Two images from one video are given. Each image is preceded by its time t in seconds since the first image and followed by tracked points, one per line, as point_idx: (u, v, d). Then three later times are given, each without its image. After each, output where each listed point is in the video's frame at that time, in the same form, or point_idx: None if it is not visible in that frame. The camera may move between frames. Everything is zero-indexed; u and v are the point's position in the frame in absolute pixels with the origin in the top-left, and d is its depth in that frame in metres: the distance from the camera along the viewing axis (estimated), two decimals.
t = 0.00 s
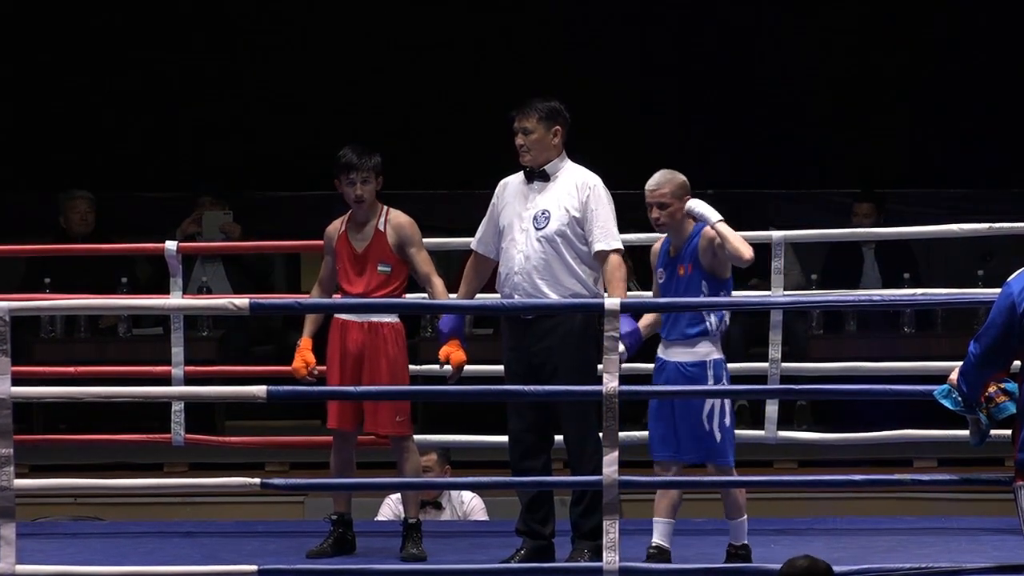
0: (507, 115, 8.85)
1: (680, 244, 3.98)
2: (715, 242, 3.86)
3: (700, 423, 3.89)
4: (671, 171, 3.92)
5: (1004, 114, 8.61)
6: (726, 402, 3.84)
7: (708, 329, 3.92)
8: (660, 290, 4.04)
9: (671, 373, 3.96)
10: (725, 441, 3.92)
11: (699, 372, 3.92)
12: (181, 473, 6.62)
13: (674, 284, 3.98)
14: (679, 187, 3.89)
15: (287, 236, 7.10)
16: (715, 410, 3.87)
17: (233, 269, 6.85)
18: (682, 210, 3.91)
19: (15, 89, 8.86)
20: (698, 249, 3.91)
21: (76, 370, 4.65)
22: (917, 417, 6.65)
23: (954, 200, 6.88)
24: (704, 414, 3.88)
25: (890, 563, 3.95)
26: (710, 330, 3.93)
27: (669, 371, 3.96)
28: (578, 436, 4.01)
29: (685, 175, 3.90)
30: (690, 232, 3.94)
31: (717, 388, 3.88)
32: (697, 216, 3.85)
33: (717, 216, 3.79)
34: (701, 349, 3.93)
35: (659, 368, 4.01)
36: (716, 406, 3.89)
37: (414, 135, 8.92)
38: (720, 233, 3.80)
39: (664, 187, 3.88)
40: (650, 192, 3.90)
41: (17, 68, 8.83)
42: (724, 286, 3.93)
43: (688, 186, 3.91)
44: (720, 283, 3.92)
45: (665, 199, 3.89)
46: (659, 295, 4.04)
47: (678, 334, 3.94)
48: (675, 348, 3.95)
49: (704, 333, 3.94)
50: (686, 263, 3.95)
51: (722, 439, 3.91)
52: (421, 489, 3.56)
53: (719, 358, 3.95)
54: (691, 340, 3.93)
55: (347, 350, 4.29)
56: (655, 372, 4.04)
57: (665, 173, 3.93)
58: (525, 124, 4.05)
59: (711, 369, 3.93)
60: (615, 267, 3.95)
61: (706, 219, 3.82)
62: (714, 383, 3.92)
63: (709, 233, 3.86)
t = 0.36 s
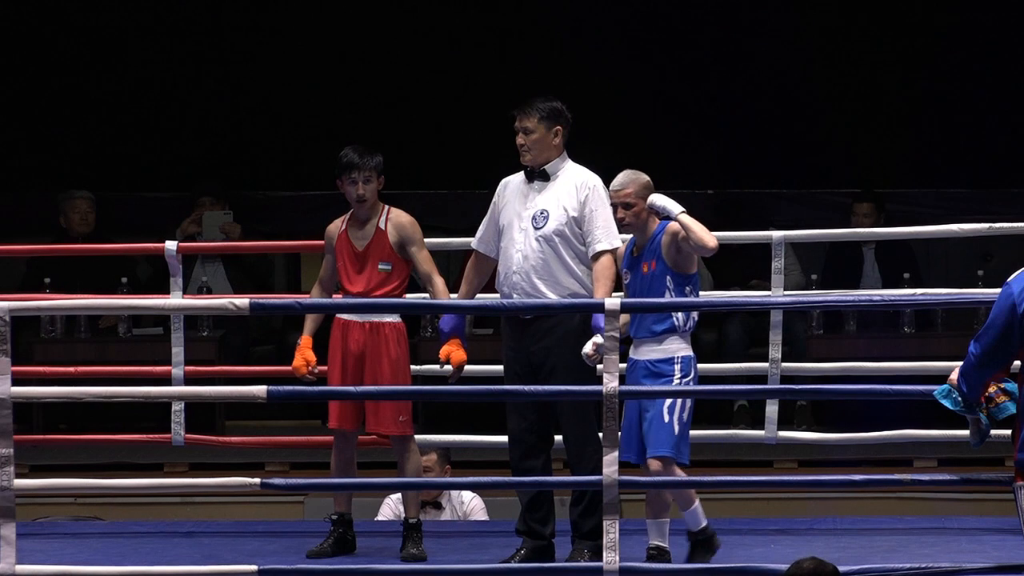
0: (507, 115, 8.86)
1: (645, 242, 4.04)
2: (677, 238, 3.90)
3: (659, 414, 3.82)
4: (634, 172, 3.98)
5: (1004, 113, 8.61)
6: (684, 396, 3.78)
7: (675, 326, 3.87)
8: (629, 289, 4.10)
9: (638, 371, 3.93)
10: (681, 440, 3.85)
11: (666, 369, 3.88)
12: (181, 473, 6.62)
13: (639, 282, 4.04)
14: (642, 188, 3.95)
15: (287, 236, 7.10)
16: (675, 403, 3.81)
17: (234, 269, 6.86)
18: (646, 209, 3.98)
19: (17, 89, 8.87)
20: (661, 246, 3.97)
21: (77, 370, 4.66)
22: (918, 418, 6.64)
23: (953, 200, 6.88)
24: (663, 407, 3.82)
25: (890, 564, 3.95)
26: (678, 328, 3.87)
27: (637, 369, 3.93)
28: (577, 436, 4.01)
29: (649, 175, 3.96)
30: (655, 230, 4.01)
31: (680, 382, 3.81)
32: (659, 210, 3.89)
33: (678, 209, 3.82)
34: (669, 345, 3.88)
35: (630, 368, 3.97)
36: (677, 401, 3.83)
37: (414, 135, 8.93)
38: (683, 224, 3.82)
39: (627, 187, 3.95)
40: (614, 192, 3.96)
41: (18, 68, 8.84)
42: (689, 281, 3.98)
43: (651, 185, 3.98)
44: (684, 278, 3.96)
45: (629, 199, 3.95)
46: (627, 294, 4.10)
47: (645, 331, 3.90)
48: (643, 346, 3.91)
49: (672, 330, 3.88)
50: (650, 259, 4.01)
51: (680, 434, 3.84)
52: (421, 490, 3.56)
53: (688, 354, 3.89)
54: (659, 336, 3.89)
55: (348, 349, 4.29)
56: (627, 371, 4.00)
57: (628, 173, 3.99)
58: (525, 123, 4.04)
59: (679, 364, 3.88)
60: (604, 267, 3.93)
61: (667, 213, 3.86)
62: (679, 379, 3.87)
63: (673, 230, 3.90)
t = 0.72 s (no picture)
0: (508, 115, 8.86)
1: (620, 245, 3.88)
2: (652, 240, 3.75)
3: (643, 419, 3.79)
4: (608, 173, 3.80)
5: (1003, 113, 8.62)
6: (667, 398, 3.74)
7: (656, 328, 3.85)
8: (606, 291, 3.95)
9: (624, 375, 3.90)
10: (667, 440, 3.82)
11: (650, 372, 3.86)
12: (181, 473, 6.62)
13: (616, 285, 3.89)
14: (616, 189, 3.77)
15: (287, 237, 7.10)
16: (658, 406, 3.77)
17: (234, 269, 6.86)
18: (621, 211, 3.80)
19: (17, 90, 8.87)
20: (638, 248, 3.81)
21: (77, 370, 4.66)
22: (918, 418, 6.64)
23: (953, 200, 6.88)
24: (646, 410, 3.78)
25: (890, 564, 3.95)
26: (659, 329, 3.86)
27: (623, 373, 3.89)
28: (576, 436, 4.01)
29: (623, 176, 3.78)
30: (631, 231, 3.84)
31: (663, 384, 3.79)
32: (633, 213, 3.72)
33: (652, 211, 3.66)
34: (651, 347, 3.86)
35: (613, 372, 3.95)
36: (661, 403, 3.79)
37: (414, 135, 8.93)
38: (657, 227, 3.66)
39: (602, 189, 3.76)
40: (589, 196, 3.78)
41: (18, 68, 8.84)
42: (667, 282, 3.84)
43: (626, 185, 3.80)
44: (662, 279, 3.82)
45: (604, 202, 3.78)
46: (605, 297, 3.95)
47: (626, 335, 3.88)
48: (625, 350, 3.88)
49: (653, 331, 3.87)
50: (627, 262, 3.85)
51: (664, 436, 3.81)
52: (421, 490, 3.56)
53: (670, 355, 3.88)
54: (640, 340, 3.87)
55: (347, 350, 4.29)
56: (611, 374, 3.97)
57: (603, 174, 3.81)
58: (525, 123, 4.04)
59: (662, 365, 3.86)
60: (592, 271, 3.95)
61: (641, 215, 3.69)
62: (664, 380, 3.85)
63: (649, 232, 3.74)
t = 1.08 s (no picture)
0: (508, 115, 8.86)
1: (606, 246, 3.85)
2: (633, 243, 3.71)
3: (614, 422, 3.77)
4: (598, 174, 3.79)
5: (1003, 113, 8.62)
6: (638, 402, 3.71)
7: (626, 330, 3.78)
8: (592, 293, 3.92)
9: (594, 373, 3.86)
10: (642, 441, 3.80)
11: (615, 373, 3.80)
12: (181, 473, 6.61)
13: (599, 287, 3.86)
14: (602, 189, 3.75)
15: (287, 236, 7.10)
16: (629, 409, 3.75)
17: (234, 269, 6.87)
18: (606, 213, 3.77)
19: (17, 90, 8.87)
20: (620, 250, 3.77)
21: (76, 370, 4.65)
22: (919, 418, 6.64)
23: (953, 200, 6.89)
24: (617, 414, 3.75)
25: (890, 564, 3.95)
26: (630, 331, 3.79)
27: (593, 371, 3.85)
28: (575, 436, 4.01)
29: (611, 177, 3.75)
30: (616, 234, 3.81)
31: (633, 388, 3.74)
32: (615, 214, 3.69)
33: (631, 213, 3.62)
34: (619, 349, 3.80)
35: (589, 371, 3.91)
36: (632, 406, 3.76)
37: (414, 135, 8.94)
38: (635, 229, 3.63)
39: (587, 190, 3.75)
40: (575, 196, 3.77)
41: (18, 68, 8.84)
42: (647, 287, 3.78)
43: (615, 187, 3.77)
44: (641, 284, 3.77)
45: (589, 202, 3.76)
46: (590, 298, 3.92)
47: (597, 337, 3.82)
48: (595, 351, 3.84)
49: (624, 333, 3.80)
50: (609, 264, 3.82)
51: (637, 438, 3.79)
52: (421, 490, 3.56)
53: (639, 357, 3.81)
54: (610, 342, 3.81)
55: (347, 350, 4.29)
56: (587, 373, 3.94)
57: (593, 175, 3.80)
58: (525, 123, 4.04)
59: (629, 368, 3.80)
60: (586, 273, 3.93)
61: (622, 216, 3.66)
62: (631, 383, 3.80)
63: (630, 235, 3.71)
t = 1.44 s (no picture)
0: (508, 115, 8.86)
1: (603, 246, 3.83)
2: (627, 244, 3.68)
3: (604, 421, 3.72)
4: (592, 175, 3.76)
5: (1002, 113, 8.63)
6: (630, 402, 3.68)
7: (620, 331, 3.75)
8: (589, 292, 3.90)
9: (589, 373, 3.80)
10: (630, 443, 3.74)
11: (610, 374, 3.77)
12: (181, 473, 6.61)
13: (595, 287, 3.84)
14: (596, 191, 3.72)
15: (287, 237, 7.10)
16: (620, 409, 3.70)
17: (234, 269, 6.87)
18: (602, 214, 3.75)
19: (17, 90, 8.87)
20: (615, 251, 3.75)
21: (76, 370, 4.66)
22: (919, 418, 6.64)
23: (952, 201, 6.89)
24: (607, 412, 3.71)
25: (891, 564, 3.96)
26: (626, 332, 3.76)
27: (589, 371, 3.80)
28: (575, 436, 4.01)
29: (605, 178, 3.72)
30: (612, 234, 3.79)
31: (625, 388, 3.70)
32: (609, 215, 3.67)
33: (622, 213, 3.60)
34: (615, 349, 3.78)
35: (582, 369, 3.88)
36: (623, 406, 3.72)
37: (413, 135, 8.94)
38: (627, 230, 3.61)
39: (582, 192, 3.72)
40: (571, 199, 3.74)
41: (18, 68, 8.84)
42: (643, 286, 3.76)
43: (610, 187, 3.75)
44: (636, 284, 3.75)
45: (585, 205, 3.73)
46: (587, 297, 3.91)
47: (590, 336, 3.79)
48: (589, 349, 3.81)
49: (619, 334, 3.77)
50: (604, 264, 3.80)
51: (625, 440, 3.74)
52: (422, 490, 3.56)
53: (634, 359, 3.79)
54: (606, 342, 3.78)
55: (347, 350, 4.29)
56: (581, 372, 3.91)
57: (588, 176, 3.77)
58: (525, 123, 4.04)
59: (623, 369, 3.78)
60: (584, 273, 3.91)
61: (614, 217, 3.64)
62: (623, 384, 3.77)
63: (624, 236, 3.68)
